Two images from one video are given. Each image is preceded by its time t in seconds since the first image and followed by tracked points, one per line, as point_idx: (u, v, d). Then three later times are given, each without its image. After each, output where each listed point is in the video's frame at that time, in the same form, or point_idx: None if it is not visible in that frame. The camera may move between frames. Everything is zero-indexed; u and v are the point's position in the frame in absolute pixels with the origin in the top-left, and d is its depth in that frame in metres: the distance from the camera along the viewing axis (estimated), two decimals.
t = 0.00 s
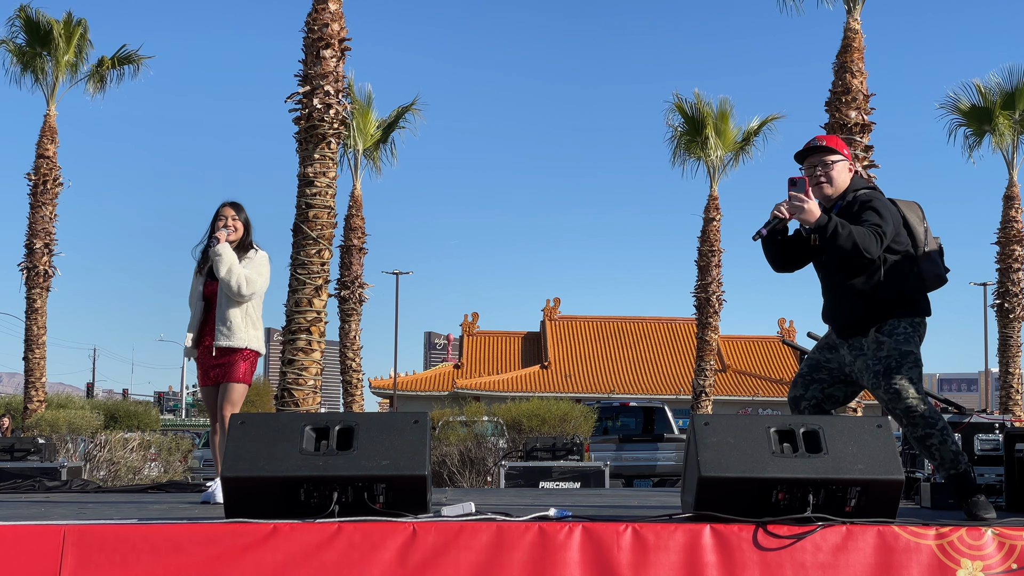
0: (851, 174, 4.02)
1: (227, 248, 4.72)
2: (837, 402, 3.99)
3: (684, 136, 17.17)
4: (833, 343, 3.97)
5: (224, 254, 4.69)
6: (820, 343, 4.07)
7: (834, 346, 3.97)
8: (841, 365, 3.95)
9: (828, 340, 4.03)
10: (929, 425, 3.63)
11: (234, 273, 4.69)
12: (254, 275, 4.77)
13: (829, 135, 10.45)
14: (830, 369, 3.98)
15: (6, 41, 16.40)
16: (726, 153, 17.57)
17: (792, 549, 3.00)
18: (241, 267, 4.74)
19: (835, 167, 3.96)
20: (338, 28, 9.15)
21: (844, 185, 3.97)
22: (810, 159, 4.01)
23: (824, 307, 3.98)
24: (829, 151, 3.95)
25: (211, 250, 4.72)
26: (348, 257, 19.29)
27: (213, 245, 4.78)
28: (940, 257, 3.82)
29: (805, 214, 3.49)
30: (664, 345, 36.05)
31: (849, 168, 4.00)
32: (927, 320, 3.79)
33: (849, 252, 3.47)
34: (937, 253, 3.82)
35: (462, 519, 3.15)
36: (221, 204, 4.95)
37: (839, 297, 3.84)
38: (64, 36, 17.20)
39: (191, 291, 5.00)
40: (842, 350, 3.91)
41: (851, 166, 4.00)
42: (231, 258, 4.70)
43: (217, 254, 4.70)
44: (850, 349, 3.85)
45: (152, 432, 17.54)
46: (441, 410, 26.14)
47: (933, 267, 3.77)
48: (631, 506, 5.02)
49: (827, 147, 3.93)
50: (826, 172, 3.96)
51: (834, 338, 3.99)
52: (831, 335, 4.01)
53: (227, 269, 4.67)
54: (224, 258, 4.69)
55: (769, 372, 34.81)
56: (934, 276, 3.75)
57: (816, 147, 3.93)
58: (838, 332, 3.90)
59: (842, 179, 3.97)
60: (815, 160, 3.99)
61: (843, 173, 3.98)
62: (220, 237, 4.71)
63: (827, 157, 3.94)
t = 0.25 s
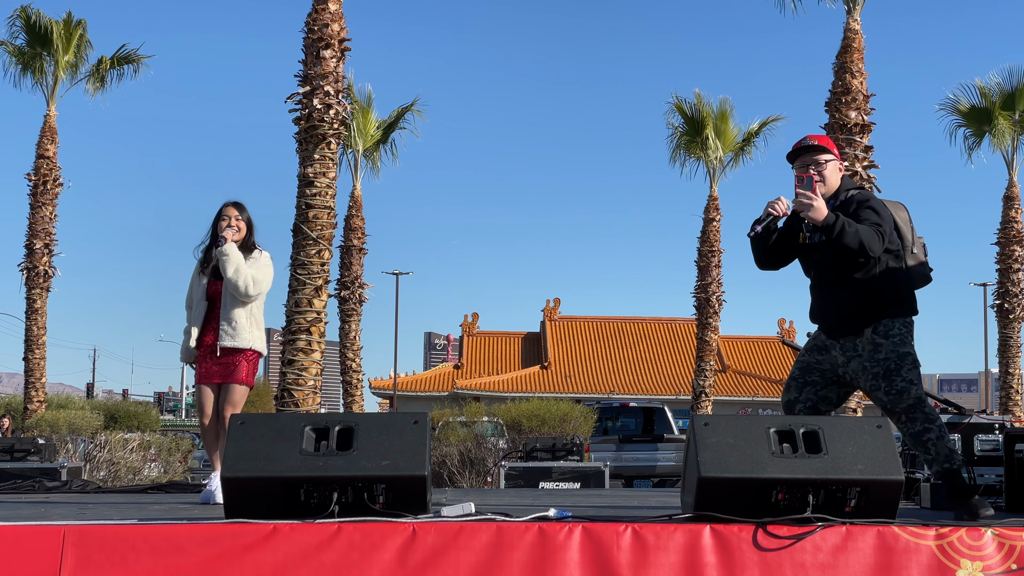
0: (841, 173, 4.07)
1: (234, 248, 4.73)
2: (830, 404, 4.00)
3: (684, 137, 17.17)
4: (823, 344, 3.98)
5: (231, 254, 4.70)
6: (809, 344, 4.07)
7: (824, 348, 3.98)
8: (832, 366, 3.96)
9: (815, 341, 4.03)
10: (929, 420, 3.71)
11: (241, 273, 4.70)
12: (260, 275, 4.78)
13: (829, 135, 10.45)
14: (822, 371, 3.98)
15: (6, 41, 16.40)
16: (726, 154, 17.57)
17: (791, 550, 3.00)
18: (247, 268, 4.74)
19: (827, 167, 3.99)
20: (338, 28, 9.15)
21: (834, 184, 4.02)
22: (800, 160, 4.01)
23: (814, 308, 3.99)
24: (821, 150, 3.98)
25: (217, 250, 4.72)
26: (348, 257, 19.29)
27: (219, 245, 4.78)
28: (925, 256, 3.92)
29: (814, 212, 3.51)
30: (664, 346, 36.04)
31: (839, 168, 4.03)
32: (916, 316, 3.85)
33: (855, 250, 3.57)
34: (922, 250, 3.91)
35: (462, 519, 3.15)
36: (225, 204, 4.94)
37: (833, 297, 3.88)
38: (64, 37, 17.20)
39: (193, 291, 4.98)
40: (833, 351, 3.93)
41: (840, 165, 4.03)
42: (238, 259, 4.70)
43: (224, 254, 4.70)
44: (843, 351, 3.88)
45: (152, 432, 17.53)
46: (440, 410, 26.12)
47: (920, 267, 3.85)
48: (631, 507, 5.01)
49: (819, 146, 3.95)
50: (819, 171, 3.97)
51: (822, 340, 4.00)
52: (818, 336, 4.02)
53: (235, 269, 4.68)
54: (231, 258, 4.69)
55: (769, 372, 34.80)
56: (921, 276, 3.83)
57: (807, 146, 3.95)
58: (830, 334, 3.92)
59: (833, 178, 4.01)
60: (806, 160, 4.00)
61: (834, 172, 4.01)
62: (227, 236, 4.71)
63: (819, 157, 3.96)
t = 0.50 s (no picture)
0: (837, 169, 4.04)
1: (241, 248, 4.72)
2: (830, 403, 4.01)
3: (684, 137, 17.17)
4: (818, 342, 3.99)
5: (238, 254, 4.69)
6: (803, 343, 4.08)
7: (819, 345, 3.99)
8: (829, 364, 3.98)
9: (810, 339, 4.04)
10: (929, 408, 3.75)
11: (248, 273, 4.69)
12: (265, 275, 4.78)
13: (829, 136, 10.45)
14: (820, 370, 3.99)
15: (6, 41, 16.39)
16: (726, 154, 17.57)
17: (791, 550, 3.00)
18: (253, 267, 4.74)
19: (826, 165, 3.95)
20: (338, 28, 9.15)
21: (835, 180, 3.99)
22: (798, 159, 3.99)
23: (811, 306, 4.01)
24: (818, 149, 3.96)
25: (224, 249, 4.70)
26: (348, 257, 19.29)
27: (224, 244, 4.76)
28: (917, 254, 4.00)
29: (828, 214, 3.60)
30: (664, 346, 36.05)
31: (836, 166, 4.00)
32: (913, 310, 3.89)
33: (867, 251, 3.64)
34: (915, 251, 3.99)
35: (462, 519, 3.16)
36: (227, 201, 4.90)
37: (830, 297, 3.91)
38: (64, 37, 17.20)
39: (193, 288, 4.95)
40: (829, 346, 3.94)
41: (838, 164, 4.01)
42: (245, 258, 4.69)
43: (231, 253, 4.68)
44: (841, 345, 3.89)
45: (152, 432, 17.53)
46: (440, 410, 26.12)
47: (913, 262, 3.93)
48: (630, 508, 5.01)
49: (818, 145, 3.94)
50: (818, 169, 3.93)
51: (817, 337, 4.01)
52: (813, 335, 4.03)
53: (242, 270, 4.67)
54: (238, 258, 4.67)
55: (769, 373, 34.80)
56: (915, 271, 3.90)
57: (804, 146, 3.94)
58: (827, 332, 3.93)
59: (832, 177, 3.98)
60: (805, 160, 3.97)
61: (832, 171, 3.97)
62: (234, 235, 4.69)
63: (818, 155, 3.94)
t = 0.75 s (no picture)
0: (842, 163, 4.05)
1: (243, 249, 4.71)
2: (837, 400, 4.04)
3: (683, 137, 17.18)
4: (822, 336, 4.03)
5: (240, 256, 4.68)
6: (807, 340, 4.11)
7: (823, 339, 4.03)
8: (834, 359, 4.01)
9: (814, 335, 4.08)
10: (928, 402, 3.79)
11: (250, 275, 4.68)
12: (266, 278, 4.78)
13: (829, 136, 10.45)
14: (826, 365, 4.02)
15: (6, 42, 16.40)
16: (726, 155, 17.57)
17: (792, 550, 3.00)
18: (255, 270, 4.73)
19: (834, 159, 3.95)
20: (338, 28, 9.14)
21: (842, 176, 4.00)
22: (808, 155, 3.98)
23: (817, 301, 4.04)
24: (826, 144, 3.95)
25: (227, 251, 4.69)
26: (348, 258, 19.29)
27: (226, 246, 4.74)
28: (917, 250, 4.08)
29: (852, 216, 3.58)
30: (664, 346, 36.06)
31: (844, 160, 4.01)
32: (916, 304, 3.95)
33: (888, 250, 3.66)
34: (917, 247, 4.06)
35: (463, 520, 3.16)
36: (227, 202, 4.89)
37: (838, 291, 3.94)
38: (64, 37, 17.20)
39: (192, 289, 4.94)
40: (833, 338, 3.98)
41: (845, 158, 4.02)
42: (247, 261, 4.69)
43: (233, 255, 4.67)
44: (845, 336, 3.93)
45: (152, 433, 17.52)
46: (440, 410, 26.12)
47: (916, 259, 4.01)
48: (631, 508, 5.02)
49: (826, 140, 3.93)
50: (827, 164, 3.94)
51: (820, 332, 4.05)
52: (817, 330, 4.07)
53: (244, 272, 4.66)
54: (240, 260, 4.67)
55: (769, 373, 34.80)
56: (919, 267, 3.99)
57: (813, 141, 3.92)
58: (831, 325, 3.98)
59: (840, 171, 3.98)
60: (814, 155, 3.96)
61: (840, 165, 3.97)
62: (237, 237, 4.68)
63: (827, 150, 3.93)
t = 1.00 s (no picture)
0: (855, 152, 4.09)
1: (243, 250, 4.71)
2: (848, 395, 4.06)
3: (683, 138, 17.19)
4: (832, 331, 4.04)
5: (240, 257, 4.68)
6: (819, 332, 4.11)
7: (833, 335, 4.03)
8: (845, 354, 4.01)
9: (825, 328, 4.08)
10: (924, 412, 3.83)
11: (250, 276, 4.69)
12: (265, 278, 4.78)
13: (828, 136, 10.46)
14: (838, 361, 4.02)
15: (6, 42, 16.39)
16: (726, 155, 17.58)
17: (790, 550, 3.00)
18: (254, 270, 4.73)
19: (849, 149, 3.99)
20: (338, 28, 9.14)
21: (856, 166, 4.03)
22: (824, 143, 4.00)
23: (828, 294, 4.04)
24: (843, 133, 3.98)
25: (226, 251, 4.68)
26: (348, 258, 19.29)
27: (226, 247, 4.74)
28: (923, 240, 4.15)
29: (877, 208, 3.61)
30: (663, 346, 36.07)
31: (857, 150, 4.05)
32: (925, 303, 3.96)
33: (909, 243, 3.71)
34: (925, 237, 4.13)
35: (463, 520, 3.16)
36: (224, 202, 4.88)
37: (849, 283, 3.95)
38: (64, 38, 17.21)
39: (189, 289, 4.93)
40: (842, 334, 3.98)
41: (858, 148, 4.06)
42: (246, 262, 4.69)
43: (232, 256, 4.67)
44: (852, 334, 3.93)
45: (151, 433, 17.52)
46: (440, 410, 26.10)
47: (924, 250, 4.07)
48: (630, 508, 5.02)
49: (843, 129, 3.95)
50: (843, 154, 3.98)
51: (830, 326, 4.06)
52: (827, 323, 4.07)
53: (245, 273, 4.67)
54: (240, 261, 4.66)
55: (768, 373, 34.81)
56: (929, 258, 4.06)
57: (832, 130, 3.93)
58: (841, 318, 3.98)
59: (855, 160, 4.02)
60: (829, 143, 3.99)
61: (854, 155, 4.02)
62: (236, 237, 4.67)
63: (843, 139, 3.96)
